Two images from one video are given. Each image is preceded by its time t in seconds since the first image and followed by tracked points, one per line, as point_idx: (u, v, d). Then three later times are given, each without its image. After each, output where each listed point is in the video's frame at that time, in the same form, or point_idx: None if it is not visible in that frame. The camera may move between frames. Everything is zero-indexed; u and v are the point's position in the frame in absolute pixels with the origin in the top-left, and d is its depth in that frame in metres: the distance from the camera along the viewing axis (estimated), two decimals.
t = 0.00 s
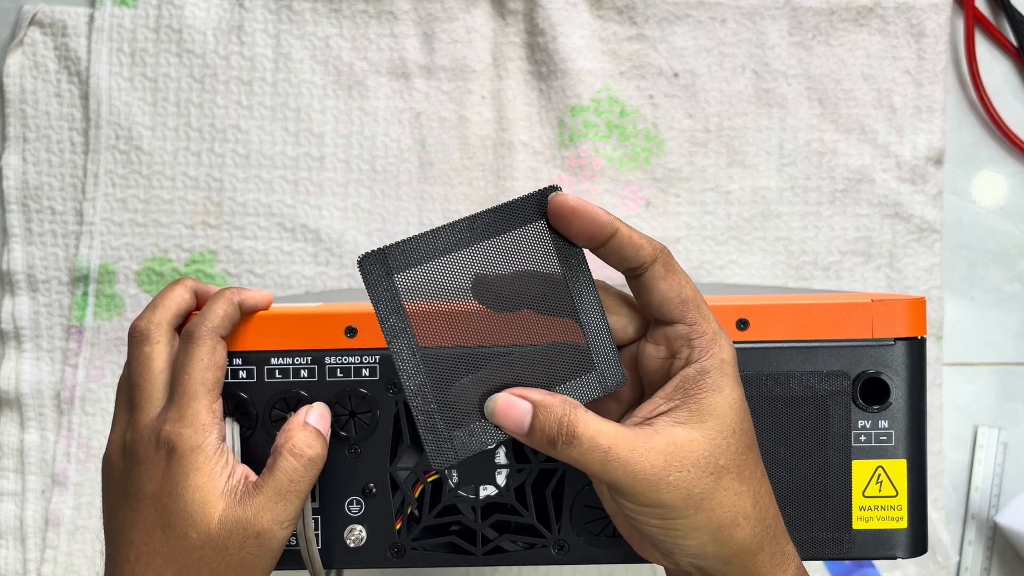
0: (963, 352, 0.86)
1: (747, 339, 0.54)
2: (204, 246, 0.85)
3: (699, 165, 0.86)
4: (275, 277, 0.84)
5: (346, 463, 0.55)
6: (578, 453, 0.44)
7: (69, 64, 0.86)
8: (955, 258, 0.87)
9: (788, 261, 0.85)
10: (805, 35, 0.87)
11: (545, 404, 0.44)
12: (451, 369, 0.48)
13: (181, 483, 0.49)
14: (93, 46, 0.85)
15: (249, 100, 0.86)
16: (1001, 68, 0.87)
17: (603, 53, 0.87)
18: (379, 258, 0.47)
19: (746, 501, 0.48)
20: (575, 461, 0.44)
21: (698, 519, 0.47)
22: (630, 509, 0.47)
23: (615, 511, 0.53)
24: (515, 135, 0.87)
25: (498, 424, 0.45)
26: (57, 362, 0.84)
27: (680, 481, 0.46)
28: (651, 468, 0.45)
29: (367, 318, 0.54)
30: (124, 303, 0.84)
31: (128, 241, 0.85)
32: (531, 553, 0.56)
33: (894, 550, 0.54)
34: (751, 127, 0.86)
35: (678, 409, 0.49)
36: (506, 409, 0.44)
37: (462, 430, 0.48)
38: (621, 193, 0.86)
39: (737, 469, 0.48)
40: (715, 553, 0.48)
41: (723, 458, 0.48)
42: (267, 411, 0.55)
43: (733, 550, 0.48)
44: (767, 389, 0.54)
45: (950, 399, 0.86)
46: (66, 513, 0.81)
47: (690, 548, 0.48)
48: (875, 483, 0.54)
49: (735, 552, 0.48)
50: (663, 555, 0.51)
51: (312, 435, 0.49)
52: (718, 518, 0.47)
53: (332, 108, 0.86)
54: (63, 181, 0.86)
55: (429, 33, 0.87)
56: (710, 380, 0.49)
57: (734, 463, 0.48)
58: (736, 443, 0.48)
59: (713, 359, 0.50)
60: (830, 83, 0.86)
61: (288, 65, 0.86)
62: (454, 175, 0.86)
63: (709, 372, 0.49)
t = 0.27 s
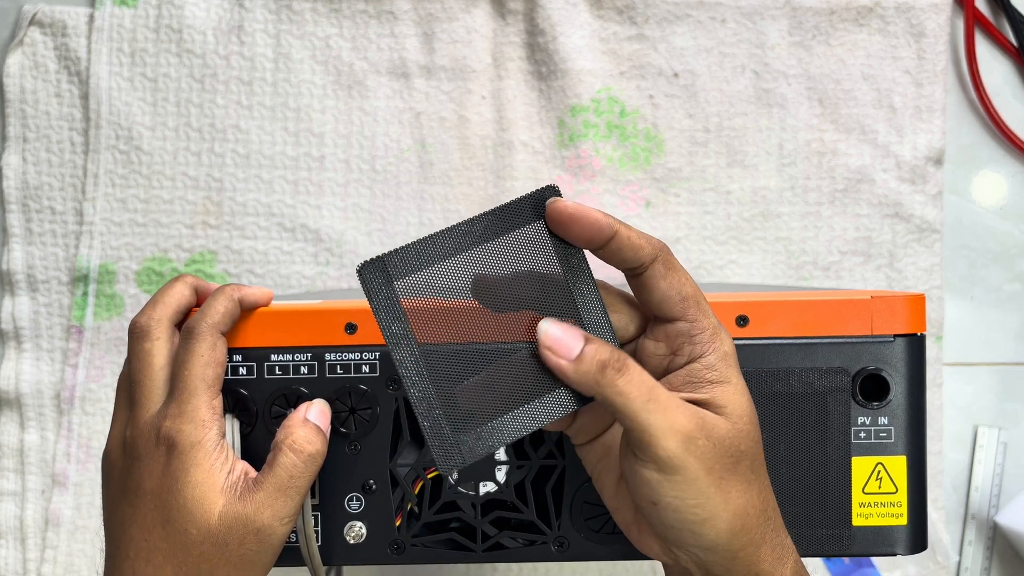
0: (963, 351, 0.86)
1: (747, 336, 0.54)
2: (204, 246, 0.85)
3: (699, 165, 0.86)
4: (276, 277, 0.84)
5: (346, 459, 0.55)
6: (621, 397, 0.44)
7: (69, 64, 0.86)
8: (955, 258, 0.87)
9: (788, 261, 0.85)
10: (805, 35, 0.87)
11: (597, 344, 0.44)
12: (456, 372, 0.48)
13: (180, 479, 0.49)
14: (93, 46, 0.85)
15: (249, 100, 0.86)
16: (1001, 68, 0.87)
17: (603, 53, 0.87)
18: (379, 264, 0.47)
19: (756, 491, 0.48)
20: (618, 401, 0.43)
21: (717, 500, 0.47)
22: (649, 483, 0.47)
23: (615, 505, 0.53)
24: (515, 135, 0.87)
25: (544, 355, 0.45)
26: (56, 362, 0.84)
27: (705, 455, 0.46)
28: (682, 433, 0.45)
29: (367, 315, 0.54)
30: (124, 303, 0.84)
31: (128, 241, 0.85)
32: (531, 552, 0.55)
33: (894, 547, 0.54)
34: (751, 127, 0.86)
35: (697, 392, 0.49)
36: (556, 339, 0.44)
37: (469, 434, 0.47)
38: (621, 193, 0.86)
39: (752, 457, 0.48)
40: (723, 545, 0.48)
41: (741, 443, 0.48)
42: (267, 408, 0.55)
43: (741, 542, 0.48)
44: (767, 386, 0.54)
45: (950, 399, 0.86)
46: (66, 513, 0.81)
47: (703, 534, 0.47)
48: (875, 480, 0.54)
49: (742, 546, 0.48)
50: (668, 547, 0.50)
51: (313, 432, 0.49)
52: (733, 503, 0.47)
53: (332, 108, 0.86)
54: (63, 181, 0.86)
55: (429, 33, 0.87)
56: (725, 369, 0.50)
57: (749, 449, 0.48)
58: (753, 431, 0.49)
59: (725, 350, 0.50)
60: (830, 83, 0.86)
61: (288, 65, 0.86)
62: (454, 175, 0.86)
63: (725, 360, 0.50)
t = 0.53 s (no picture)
0: (963, 351, 0.86)
1: (747, 335, 0.54)
2: (204, 246, 0.85)
3: (699, 165, 0.86)
4: (276, 276, 0.84)
5: (347, 458, 0.55)
6: (592, 429, 0.43)
7: (69, 64, 0.86)
8: (955, 258, 0.87)
9: (788, 261, 0.85)
10: (805, 35, 0.87)
11: (562, 377, 0.43)
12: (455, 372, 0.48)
13: (180, 478, 0.49)
14: (93, 46, 0.85)
15: (249, 100, 0.86)
16: (1001, 68, 0.87)
17: (603, 53, 0.87)
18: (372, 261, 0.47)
19: (749, 494, 0.48)
20: (589, 435, 0.43)
21: (705, 507, 0.47)
22: (634, 494, 0.47)
23: (610, 503, 0.53)
24: (515, 135, 0.87)
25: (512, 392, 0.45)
26: (56, 362, 0.84)
27: (688, 467, 0.46)
28: (661, 452, 0.45)
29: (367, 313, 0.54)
30: (124, 303, 0.84)
31: (128, 241, 0.85)
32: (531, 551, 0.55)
33: (894, 546, 0.54)
34: (751, 127, 0.86)
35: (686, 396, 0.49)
36: (522, 377, 0.44)
37: (471, 431, 0.47)
38: (621, 193, 0.86)
39: (741, 461, 0.48)
40: (714, 547, 0.48)
41: (729, 448, 0.48)
42: (267, 407, 0.55)
43: (733, 544, 0.48)
44: (767, 386, 0.54)
45: (950, 399, 0.85)
46: (66, 513, 0.81)
47: (693, 538, 0.48)
48: (875, 479, 0.54)
49: (734, 547, 0.48)
50: (661, 549, 0.50)
51: (312, 431, 0.49)
52: (723, 509, 0.47)
53: (332, 108, 0.86)
54: (63, 181, 0.86)
55: (429, 33, 0.87)
56: (716, 368, 0.49)
57: (740, 453, 0.48)
58: (742, 435, 0.48)
59: (717, 348, 0.50)
60: (830, 83, 0.86)
61: (288, 65, 0.86)
62: (454, 175, 0.86)
63: (715, 360, 0.50)
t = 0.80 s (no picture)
0: (963, 352, 0.86)
1: (747, 335, 0.54)
2: (204, 246, 0.85)
3: (699, 165, 0.86)
4: (275, 276, 0.84)
5: (347, 459, 0.55)
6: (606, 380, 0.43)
7: (69, 64, 0.86)
8: (955, 258, 0.86)
9: (788, 261, 0.85)
10: (805, 35, 0.87)
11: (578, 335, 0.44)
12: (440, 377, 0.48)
13: (180, 479, 0.49)
14: (93, 46, 0.85)
15: (249, 100, 0.86)
16: (1001, 68, 0.87)
17: (603, 53, 0.87)
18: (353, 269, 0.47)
19: (740, 491, 0.48)
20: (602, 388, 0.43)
21: (699, 500, 0.46)
22: (631, 481, 0.46)
23: (598, 502, 0.53)
24: (515, 135, 0.87)
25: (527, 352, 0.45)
26: (56, 362, 0.84)
27: (688, 453, 0.46)
28: (665, 430, 0.45)
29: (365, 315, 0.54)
30: (124, 303, 0.84)
31: (128, 241, 0.85)
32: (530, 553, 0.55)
33: (894, 547, 0.54)
34: (751, 127, 0.86)
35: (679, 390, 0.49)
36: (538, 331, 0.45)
37: (457, 437, 0.47)
38: (621, 193, 0.86)
39: (736, 455, 0.48)
40: (706, 545, 0.47)
41: (723, 442, 0.48)
42: (267, 408, 0.55)
43: (723, 543, 0.47)
44: (768, 386, 0.54)
45: (950, 399, 0.85)
46: (66, 513, 0.81)
47: (686, 534, 0.47)
48: (875, 480, 0.54)
49: (725, 545, 0.48)
50: (653, 548, 0.49)
51: (313, 431, 0.49)
52: (716, 504, 0.47)
53: (332, 108, 0.86)
54: (63, 181, 0.86)
55: (429, 33, 0.87)
56: (709, 365, 0.50)
57: (732, 448, 0.48)
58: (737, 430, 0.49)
59: (706, 347, 0.50)
60: (830, 83, 0.86)
61: (288, 65, 0.86)
62: (454, 175, 0.86)
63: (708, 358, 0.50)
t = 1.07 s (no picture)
0: (963, 352, 0.86)
1: (747, 334, 0.54)
2: (204, 246, 0.85)
3: (699, 165, 0.86)
4: (275, 276, 0.84)
5: (346, 458, 0.55)
6: (553, 439, 0.43)
7: (69, 64, 0.86)
8: (955, 258, 0.86)
9: (788, 260, 0.85)
10: (805, 35, 0.87)
11: (521, 388, 0.43)
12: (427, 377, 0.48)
13: (180, 478, 0.49)
14: (93, 46, 0.85)
15: (249, 100, 0.86)
16: (1001, 68, 0.87)
17: (603, 54, 0.87)
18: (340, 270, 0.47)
19: (719, 495, 0.48)
20: (550, 446, 0.43)
21: (672, 511, 0.46)
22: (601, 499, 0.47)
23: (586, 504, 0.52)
24: (515, 135, 0.87)
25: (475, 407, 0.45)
26: (56, 362, 0.84)
27: (653, 471, 0.45)
28: (623, 461, 0.44)
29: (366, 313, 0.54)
30: (124, 303, 0.84)
31: (128, 241, 0.85)
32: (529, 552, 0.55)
33: (894, 546, 0.54)
34: (751, 127, 0.86)
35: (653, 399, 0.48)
36: (479, 392, 0.44)
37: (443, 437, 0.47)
38: (621, 193, 0.86)
39: (710, 463, 0.48)
40: (687, 548, 0.48)
41: (695, 451, 0.47)
42: (267, 407, 0.55)
43: (705, 546, 0.48)
44: (768, 385, 0.54)
45: (950, 399, 0.85)
46: (66, 513, 0.81)
47: (663, 541, 0.48)
48: (875, 479, 0.54)
49: (708, 547, 0.48)
50: (636, 550, 0.50)
51: (312, 431, 0.49)
52: (690, 512, 0.47)
53: (332, 108, 0.86)
54: (63, 181, 0.86)
55: (429, 33, 0.87)
56: (685, 371, 0.49)
57: (707, 455, 0.47)
58: (710, 438, 0.48)
59: (686, 351, 0.50)
60: (830, 83, 0.86)
61: (288, 65, 0.86)
62: (454, 175, 0.86)
63: (684, 363, 0.49)
